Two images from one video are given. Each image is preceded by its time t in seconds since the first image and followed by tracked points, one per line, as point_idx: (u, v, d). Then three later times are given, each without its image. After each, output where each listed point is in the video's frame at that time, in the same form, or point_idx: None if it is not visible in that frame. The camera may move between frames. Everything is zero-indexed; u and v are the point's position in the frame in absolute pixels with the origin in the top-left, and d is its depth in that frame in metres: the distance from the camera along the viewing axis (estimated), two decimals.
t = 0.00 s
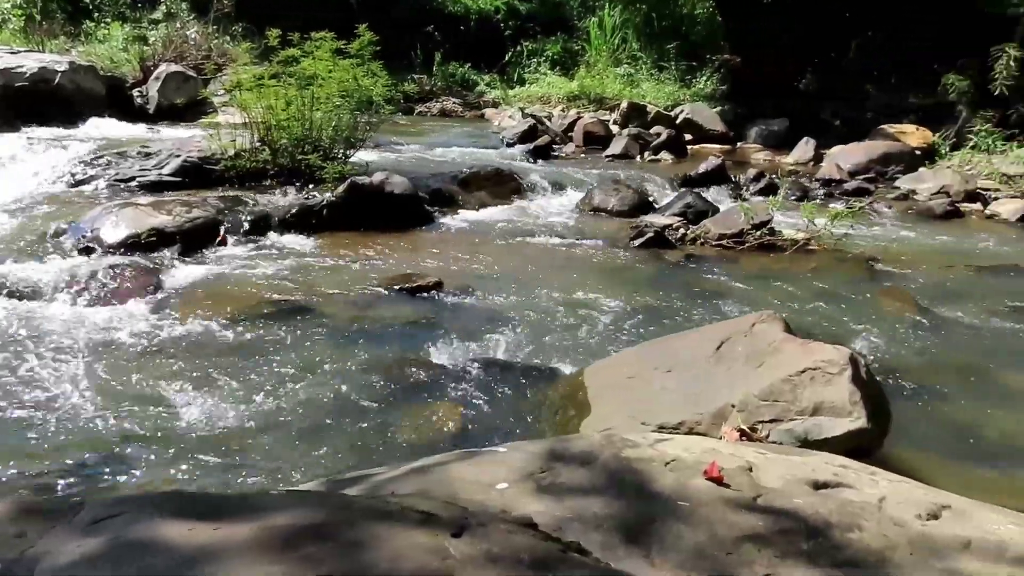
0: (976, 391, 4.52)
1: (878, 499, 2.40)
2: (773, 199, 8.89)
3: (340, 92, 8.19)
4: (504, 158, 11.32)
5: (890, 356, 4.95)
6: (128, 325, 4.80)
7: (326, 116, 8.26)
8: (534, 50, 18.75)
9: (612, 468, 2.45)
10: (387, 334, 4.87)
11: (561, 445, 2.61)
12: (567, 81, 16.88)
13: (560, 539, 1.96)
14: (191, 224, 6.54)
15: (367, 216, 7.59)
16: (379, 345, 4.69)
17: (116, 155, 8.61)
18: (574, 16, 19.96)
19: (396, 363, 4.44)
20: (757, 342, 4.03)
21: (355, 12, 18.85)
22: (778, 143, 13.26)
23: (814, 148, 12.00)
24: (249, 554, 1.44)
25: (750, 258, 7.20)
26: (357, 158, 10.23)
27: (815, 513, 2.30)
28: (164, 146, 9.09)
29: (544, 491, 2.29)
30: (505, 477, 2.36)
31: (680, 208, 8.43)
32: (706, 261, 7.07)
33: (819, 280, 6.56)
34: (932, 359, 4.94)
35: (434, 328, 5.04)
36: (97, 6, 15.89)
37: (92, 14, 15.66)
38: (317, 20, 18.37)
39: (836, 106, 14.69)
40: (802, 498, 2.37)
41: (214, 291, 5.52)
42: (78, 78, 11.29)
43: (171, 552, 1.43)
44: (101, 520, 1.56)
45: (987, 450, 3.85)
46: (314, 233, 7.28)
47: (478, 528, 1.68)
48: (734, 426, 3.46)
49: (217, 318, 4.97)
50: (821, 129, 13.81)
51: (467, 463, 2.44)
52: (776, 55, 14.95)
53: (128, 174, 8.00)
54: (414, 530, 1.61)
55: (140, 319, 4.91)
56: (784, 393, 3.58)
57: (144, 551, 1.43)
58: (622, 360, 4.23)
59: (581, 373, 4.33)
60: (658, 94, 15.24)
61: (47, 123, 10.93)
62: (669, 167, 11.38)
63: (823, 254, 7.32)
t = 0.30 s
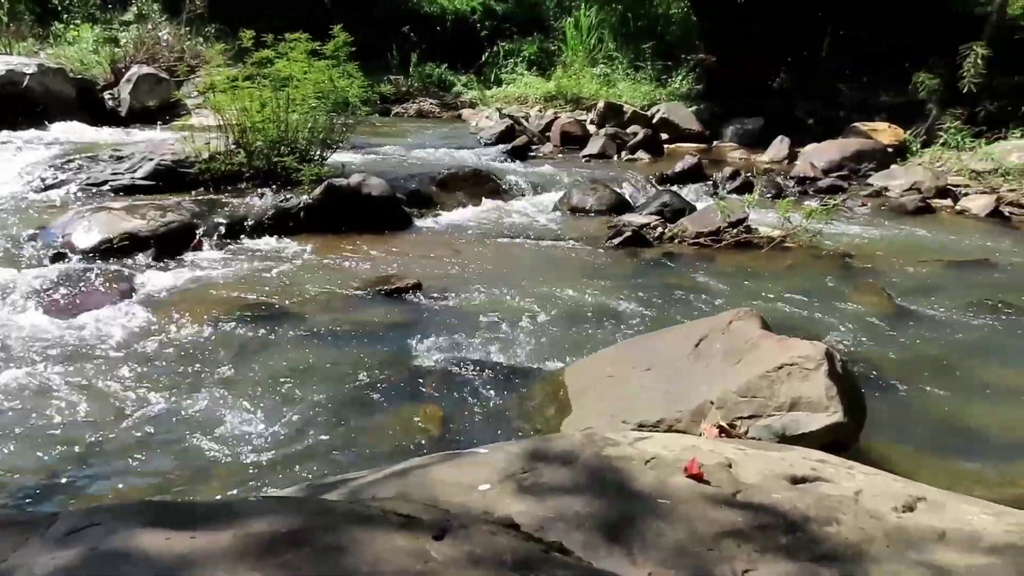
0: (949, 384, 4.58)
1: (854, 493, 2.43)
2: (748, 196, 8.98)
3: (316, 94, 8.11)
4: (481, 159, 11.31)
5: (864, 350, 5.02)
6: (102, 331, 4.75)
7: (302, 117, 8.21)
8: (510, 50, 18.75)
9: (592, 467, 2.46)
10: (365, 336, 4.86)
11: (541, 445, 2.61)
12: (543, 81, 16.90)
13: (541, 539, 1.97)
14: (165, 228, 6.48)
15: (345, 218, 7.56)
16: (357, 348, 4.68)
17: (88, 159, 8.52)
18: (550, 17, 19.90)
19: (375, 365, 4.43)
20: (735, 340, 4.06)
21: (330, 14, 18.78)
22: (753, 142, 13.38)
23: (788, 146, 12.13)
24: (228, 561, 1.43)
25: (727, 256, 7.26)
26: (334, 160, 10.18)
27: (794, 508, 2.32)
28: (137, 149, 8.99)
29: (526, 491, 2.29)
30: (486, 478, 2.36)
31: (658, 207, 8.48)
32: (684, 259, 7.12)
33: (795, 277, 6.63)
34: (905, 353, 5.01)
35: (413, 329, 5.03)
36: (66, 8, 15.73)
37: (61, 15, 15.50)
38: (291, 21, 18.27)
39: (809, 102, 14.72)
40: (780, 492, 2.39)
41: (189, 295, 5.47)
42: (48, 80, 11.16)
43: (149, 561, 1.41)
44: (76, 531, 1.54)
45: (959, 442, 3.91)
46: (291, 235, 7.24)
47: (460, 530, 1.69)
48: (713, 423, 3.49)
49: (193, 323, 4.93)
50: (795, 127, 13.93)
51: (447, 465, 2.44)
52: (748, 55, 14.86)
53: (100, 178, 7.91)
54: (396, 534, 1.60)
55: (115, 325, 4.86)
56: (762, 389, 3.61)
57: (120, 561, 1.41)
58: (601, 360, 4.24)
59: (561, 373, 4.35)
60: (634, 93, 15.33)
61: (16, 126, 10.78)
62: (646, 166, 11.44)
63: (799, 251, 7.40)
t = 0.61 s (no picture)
0: (933, 379, 4.63)
1: (842, 489, 2.45)
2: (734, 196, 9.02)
3: (301, 98, 8.12)
4: (468, 161, 11.32)
5: (849, 347, 5.06)
6: (87, 339, 4.71)
7: (288, 121, 8.20)
8: (495, 52, 18.77)
9: (582, 468, 2.47)
10: (353, 340, 4.85)
11: (531, 446, 2.62)
12: (529, 83, 16.91)
13: (533, 541, 1.97)
14: (150, 234, 6.44)
15: (332, 221, 7.55)
16: (346, 352, 4.66)
17: (71, 165, 8.46)
18: (535, 18, 19.88)
19: (364, 369, 4.42)
20: (722, 339, 4.08)
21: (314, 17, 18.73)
22: (738, 141, 13.45)
23: (773, 145, 12.20)
24: (216, 569, 1.42)
25: (714, 255, 7.29)
26: (320, 164, 10.15)
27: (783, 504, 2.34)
28: (120, 154, 8.93)
29: (517, 493, 2.29)
30: (476, 480, 2.36)
31: (644, 207, 8.50)
32: (671, 258, 7.15)
33: (781, 275, 6.67)
34: (891, 349, 5.05)
35: (401, 332, 5.02)
36: (47, 13, 15.62)
37: (42, 20, 15.42)
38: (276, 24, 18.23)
39: (793, 102, 14.84)
40: (769, 490, 2.41)
41: (175, 302, 5.43)
42: (30, 86, 11.13)
43: (137, 570, 1.41)
44: (62, 541, 1.53)
45: (945, 437, 3.95)
46: (277, 240, 7.22)
47: (451, 533, 1.69)
48: (702, 422, 3.50)
49: (180, 329, 4.90)
50: (779, 126, 14.03)
51: (437, 468, 2.44)
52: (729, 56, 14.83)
53: (84, 184, 7.83)
54: (386, 538, 1.60)
55: (100, 332, 4.82)
56: (750, 387, 3.63)
57: (106, 571, 1.40)
58: (589, 360, 4.25)
59: (550, 374, 4.35)
60: (619, 94, 15.38)
61: None
62: (633, 167, 11.47)
63: (785, 250, 7.44)
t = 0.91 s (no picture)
0: (920, 378, 4.66)
1: (832, 489, 2.46)
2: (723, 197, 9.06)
3: (289, 102, 8.06)
4: (457, 165, 11.32)
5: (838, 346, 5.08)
6: (73, 346, 4.67)
7: (276, 125, 8.16)
8: (484, 56, 18.78)
9: (573, 471, 2.47)
10: (343, 345, 4.83)
11: (521, 450, 2.61)
12: (517, 86, 16.92)
13: (523, 545, 1.97)
14: (137, 240, 6.40)
15: (321, 225, 7.53)
16: (337, 357, 4.65)
17: (56, 170, 8.42)
18: (523, 22, 19.87)
19: (355, 374, 4.41)
20: (712, 341, 4.09)
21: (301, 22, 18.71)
22: (727, 143, 13.50)
23: (761, 147, 12.26)
24: None
25: (703, 257, 7.31)
26: (309, 168, 10.12)
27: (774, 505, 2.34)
28: (107, 160, 8.88)
29: (507, 497, 2.29)
30: (467, 484, 2.35)
31: (634, 209, 8.51)
32: (661, 260, 7.16)
33: (770, 276, 6.69)
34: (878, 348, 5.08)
35: (392, 337, 5.01)
36: (31, 18, 15.55)
37: (27, 25, 15.35)
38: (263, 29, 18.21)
39: (780, 103, 14.76)
40: (759, 491, 2.41)
41: (163, 308, 5.40)
42: (14, 91, 11.12)
43: None
44: (46, 552, 1.51)
45: (932, 435, 3.98)
46: (265, 244, 7.19)
47: (441, 539, 1.68)
48: (692, 423, 3.51)
49: (168, 336, 4.87)
50: (766, 127, 14.08)
51: (427, 473, 2.43)
52: (718, 59, 14.86)
53: (70, 190, 7.79)
54: (375, 544, 1.59)
55: (86, 340, 4.78)
56: (739, 389, 3.64)
57: None
58: (579, 363, 4.26)
59: (541, 377, 4.35)
60: (607, 97, 15.42)
61: None
62: (622, 169, 11.50)
63: (773, 251, 7.46)
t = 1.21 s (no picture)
0: (898, 377, 4.71)
1: (812, 488, 2.47)
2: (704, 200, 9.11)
3: (269, 107, 8.06)
4: (439, 169, 11.31)
5: (818, 347, 5.13)
6: (51, 355, 4.62)
7: (256, 130, 8.11)
8: (465, 60, 18.77)
9: (556, 475, 2.47)
10: (325, 351, 4.81)
11: (504, 454, 2.61)
12: (499, 90, 16.94)
13: (506, 549, 1.96)
14: (115, 247, 6.35)
15: (303, 231, 7.49)
16: (320, 363, 4.62)
17: (32, 177, 8.33)
18: (504, 26, 19.84)
19: (338, 379, 4.39)
20: (694, 342, 4.12)
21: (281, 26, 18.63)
22: (707, 146, 13.58)
23: (741, 150, 12.35)
24: None
25: (685, 259, 7.35)
26: (290, 173, 10.07)
27: (756, 505, 2.35)
28: (84, 166, 8.78)
29: (491, 501, 2.28)
30: (450, 489, 2.34)
31: (616, 212, 8.54)
32: (643, 263, 7.19)
33: (752, 278, 6.73)
34: (858, 348, 5.13)
35: (375, 342, 4.99)
36: (6, 23, 15.39)
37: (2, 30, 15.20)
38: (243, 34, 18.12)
39: (759, 106, 14.79)
40: (741, 492, 2.42)
41: (142, 315, 5.35)
42: None
43: None
44: (22, 565, 1.48)
45: (910, 433, 4.02)
46: (246, 250, 7.14)
47: (424, 545, 1.68)
48: (675, 425, 3.51)
49: (148, 343, 4.83)
50: (747, 130, 14.17)
51: (409, 479, 2.42)
52: (699, 62, 14.95)
53: (46, 198, 7.70)
54: (358, 552, 1.58)
55: (64, 348, 4.72)
56: (722, 389, 3.66)
57: None
58: (563, 365, 4.27)
59: (524, 380, 4.35)
60: (589, 101, 15.47)
61: None
62: (604, 173, 11.54)
63: (754, 253, 7.51)
